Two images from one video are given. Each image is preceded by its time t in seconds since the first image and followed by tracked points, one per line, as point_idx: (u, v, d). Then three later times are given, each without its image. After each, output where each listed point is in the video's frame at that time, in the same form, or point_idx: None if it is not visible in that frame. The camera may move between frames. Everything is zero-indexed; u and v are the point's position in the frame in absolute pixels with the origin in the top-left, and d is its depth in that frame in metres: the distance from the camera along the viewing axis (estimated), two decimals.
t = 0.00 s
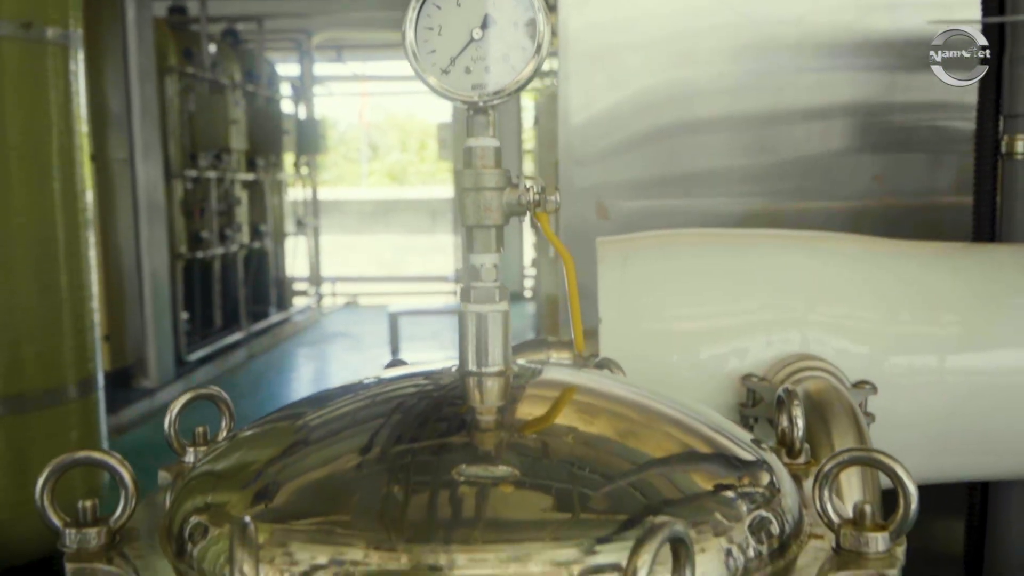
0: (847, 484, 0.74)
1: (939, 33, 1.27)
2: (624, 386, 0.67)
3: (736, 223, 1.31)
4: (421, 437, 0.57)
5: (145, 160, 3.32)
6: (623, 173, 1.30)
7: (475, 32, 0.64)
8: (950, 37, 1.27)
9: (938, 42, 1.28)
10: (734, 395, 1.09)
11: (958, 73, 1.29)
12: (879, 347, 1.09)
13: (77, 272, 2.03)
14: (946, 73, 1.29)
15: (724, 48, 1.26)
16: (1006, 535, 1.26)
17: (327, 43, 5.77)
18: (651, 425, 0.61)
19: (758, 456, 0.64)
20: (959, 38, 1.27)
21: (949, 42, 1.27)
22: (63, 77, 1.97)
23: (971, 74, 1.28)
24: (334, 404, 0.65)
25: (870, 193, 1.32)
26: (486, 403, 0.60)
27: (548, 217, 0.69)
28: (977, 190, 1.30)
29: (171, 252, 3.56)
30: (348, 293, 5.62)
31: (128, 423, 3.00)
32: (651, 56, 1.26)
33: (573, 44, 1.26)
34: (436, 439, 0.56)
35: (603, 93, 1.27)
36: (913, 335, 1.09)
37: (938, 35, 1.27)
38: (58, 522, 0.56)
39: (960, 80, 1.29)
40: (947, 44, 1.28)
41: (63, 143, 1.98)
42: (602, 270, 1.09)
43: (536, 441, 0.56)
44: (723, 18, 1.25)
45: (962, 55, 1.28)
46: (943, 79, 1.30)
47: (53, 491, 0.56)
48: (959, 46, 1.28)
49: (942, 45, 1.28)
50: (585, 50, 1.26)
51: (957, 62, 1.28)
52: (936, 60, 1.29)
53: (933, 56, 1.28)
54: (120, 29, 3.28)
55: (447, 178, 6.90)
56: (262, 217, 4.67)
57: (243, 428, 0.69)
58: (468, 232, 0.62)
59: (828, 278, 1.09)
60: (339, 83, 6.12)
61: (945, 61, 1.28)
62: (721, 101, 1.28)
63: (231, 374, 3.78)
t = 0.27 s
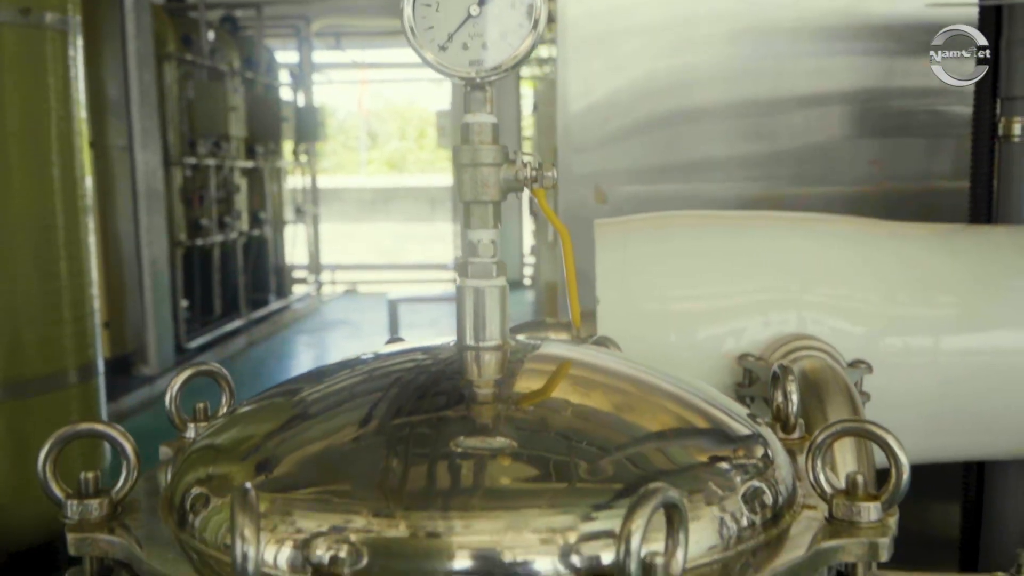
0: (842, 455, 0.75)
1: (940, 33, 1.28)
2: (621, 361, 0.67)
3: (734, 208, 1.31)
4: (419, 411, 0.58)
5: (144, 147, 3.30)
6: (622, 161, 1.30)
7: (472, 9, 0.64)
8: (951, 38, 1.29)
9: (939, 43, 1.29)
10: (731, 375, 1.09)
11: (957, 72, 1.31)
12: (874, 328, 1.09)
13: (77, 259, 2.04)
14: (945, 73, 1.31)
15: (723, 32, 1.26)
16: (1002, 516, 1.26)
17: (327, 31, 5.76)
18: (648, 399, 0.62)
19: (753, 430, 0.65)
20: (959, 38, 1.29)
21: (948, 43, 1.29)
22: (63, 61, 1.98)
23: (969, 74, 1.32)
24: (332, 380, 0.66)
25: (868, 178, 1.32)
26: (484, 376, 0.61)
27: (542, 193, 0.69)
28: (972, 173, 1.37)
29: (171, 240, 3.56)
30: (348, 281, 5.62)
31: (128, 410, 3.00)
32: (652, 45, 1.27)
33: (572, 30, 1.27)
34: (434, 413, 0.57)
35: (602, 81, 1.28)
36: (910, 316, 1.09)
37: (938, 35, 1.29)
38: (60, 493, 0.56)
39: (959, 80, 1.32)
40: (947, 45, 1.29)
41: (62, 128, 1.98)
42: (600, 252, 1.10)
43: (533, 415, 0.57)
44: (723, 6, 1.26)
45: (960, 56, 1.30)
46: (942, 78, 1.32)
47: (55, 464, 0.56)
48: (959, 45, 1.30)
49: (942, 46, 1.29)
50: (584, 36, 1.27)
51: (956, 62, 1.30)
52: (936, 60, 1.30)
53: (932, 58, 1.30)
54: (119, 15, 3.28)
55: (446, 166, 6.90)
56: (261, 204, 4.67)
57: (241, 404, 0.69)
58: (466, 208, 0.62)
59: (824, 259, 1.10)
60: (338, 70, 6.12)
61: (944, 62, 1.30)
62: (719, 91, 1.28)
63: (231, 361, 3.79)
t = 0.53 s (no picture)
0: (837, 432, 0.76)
1: (940, 33, 1.33)
2: (617, 338, 0.68)
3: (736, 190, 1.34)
4: (416, 387, 0.58)
5: (143, 135, 3.30)
6: (622, 146, 1.33)
7: None
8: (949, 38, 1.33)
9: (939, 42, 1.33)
10: (728, 356, 1.10)
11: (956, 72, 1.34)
12: (872, 309, 1.09)
13: (77, 245, 2.04)
14: (945, 72, 1.35)
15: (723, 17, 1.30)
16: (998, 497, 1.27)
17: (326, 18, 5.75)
18: (644, 375, 0.62)
19: (749, 406, 0.65)
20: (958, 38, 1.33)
21: (947, 43, 1.33)
22: (62, 47, 1.98)
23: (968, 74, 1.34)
24: (330, 356, 0.66)
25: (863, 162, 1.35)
26: (481, 352, 0.61)
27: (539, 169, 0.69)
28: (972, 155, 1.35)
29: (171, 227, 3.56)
30: (348, 268, 5.62)
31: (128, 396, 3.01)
32: (654, 33, 1.31)
33: (571, 15, 1.29)
34: (432, 389, 0.58)
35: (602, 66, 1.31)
36: (908, 298, 1.09)
37: (938, 35, 1.33)
38: (60, 468, 0.57)
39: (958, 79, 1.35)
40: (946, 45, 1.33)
41: (61, 114, 1.98)
42: (598, 235, 1.10)
43: (531, 391, 0.57)
44: None
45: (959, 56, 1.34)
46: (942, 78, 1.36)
47: (55, 438, 0.56)
48: (958, 46, 1.34)
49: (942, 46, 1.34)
50: (584, 22, 1.29)
51: (955, 62, 1.34)
52: (936, 59, 1.35)
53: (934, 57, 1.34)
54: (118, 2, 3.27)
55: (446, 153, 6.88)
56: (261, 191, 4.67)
57: (239, 381, 0.70)
58: (463, 185, 0.62)
59: (822, 240, 1.10)
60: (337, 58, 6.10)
61: (944, 61, 1.34)
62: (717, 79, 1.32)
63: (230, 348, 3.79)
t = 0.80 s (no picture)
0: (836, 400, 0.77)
1: (939, 33, 1.38)
2: (614, 315, 0.68)
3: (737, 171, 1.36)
4: (412, 363, 0.58)
5: (142, 121, 3.30)
6: (622, 132, 1.31)
7: None
8: (950, 38, 1.37)
9: (939, 42, 1.38)
10: (727, 337, 1.10)
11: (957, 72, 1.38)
12: (871, 290, 1.09)
13: (76, 231, 2.04)
14: (946, 72, 1.39)
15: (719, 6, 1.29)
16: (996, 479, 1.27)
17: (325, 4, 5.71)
18: (642, 351, 0.62)
19: (748, 381, 0.65)
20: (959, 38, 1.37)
21: (947, 43, 1.38)
22: (59, 31, 1.97)
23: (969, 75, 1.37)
24: (327, 333, 0.66)
25: (863, 148, 1.40)
26: (479, 328, 0.62)
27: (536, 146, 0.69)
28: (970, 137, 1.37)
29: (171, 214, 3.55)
30: (348, 256, 5.61)
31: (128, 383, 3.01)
32: (656, 16, 1.28)
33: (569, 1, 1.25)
34: (429, 364, 0.58)
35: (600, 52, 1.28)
36: (907, 278, 1.09)
37: (938, 35, 1.38)
38: (58, 442, 0.57)
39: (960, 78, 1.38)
40: (947, 45, 1.38)
41: (58, 98, 1.97)
42: (596, 215, 1.10)
43: (530, 367, 0.57)
44: None
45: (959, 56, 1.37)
46: (943, 78, 1.41)
47: (52, 413, 0.56)
48: (960, 46, 1.37)
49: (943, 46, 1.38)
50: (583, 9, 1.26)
51: (955, 62, 1.38)
52: (937, 59, 1.39)
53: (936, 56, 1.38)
54: None
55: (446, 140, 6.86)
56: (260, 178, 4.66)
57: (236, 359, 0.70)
58: (460, 160, 0.62)
59: (821, 221, 1.10)
60: (336, 44, 6.07)
61: (945, 61, 1.38)
62: (721, 68, 1.31)
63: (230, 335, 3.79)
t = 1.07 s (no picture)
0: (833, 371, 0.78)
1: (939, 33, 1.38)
2: (611, 289, 0.68)
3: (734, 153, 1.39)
4: (409, 337, 0.58)
5: (140, 106, 3.30)
6: (620, 117, 1.37)
7: None
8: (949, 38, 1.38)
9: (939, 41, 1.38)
10: (725, 317, 1.10)
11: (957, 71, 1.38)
12: (870, 270, 1.09)
13: (72, 216, 2.03)
14: (946, 71, 1.39)
15: None
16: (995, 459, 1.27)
17: None
18: (641, 325, 0.62)
19: (747, 356, 0.65)
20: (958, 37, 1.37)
21: (947, 43, 1.38)
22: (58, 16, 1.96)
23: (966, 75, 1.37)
24: (324, 308, 0.66)
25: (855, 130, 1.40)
26: (477, 301, 0.62)
27: (536, 121, 0.65)
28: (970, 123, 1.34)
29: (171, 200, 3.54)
30: (348, 243, 5.60)
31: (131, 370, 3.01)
32: (653, 9, 1.35)
33: None
34: (427, 338, 0.58)
35: (596, 44, 1.35)
36: (906, 258, 1.09)
37: (938, 35, 1.39)
38: (56, 416, 0.57)
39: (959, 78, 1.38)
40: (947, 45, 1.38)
41: (57, 83, 1.96)
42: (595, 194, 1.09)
43: (529, 341, 0.57)
44: None
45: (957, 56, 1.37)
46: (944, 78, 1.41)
47: (49, 386, 0.56)
48: (960, 46, 1.37)
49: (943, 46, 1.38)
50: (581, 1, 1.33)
51: (955, 62, 1.38)
52: (936, 59, 1.39)
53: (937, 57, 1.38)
54: None
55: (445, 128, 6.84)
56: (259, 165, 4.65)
57: (233, 334, 0.69)
58: (457, 135, 0.62)
59: (820, 201, 1.10)
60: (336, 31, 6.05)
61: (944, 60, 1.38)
62: (719, 53, 1.36)
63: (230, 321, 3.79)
